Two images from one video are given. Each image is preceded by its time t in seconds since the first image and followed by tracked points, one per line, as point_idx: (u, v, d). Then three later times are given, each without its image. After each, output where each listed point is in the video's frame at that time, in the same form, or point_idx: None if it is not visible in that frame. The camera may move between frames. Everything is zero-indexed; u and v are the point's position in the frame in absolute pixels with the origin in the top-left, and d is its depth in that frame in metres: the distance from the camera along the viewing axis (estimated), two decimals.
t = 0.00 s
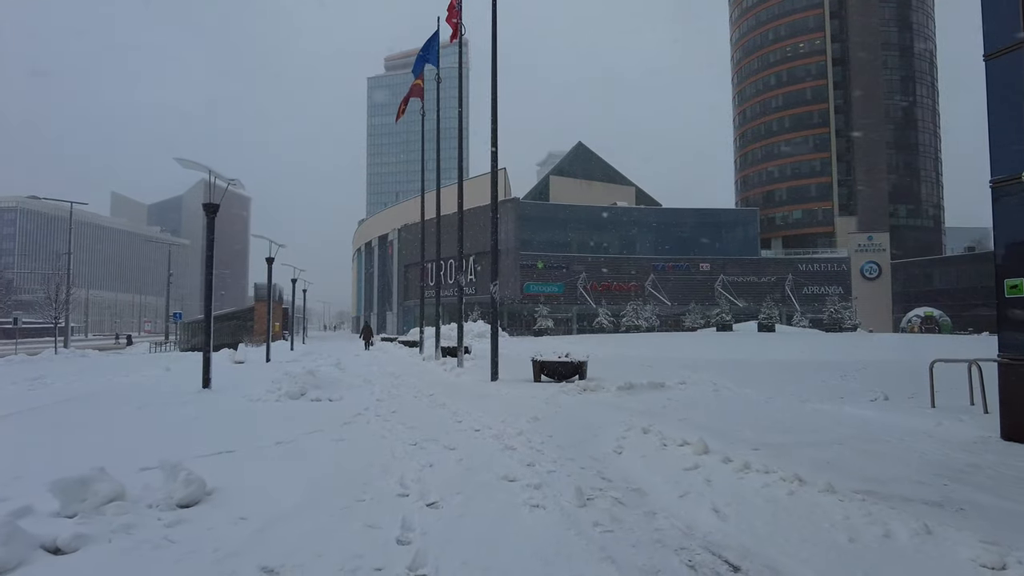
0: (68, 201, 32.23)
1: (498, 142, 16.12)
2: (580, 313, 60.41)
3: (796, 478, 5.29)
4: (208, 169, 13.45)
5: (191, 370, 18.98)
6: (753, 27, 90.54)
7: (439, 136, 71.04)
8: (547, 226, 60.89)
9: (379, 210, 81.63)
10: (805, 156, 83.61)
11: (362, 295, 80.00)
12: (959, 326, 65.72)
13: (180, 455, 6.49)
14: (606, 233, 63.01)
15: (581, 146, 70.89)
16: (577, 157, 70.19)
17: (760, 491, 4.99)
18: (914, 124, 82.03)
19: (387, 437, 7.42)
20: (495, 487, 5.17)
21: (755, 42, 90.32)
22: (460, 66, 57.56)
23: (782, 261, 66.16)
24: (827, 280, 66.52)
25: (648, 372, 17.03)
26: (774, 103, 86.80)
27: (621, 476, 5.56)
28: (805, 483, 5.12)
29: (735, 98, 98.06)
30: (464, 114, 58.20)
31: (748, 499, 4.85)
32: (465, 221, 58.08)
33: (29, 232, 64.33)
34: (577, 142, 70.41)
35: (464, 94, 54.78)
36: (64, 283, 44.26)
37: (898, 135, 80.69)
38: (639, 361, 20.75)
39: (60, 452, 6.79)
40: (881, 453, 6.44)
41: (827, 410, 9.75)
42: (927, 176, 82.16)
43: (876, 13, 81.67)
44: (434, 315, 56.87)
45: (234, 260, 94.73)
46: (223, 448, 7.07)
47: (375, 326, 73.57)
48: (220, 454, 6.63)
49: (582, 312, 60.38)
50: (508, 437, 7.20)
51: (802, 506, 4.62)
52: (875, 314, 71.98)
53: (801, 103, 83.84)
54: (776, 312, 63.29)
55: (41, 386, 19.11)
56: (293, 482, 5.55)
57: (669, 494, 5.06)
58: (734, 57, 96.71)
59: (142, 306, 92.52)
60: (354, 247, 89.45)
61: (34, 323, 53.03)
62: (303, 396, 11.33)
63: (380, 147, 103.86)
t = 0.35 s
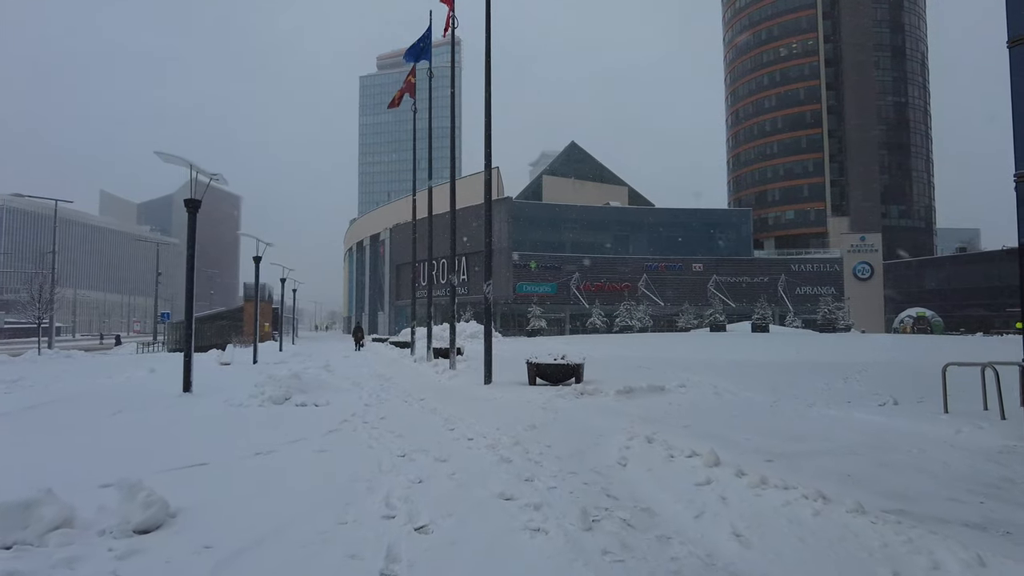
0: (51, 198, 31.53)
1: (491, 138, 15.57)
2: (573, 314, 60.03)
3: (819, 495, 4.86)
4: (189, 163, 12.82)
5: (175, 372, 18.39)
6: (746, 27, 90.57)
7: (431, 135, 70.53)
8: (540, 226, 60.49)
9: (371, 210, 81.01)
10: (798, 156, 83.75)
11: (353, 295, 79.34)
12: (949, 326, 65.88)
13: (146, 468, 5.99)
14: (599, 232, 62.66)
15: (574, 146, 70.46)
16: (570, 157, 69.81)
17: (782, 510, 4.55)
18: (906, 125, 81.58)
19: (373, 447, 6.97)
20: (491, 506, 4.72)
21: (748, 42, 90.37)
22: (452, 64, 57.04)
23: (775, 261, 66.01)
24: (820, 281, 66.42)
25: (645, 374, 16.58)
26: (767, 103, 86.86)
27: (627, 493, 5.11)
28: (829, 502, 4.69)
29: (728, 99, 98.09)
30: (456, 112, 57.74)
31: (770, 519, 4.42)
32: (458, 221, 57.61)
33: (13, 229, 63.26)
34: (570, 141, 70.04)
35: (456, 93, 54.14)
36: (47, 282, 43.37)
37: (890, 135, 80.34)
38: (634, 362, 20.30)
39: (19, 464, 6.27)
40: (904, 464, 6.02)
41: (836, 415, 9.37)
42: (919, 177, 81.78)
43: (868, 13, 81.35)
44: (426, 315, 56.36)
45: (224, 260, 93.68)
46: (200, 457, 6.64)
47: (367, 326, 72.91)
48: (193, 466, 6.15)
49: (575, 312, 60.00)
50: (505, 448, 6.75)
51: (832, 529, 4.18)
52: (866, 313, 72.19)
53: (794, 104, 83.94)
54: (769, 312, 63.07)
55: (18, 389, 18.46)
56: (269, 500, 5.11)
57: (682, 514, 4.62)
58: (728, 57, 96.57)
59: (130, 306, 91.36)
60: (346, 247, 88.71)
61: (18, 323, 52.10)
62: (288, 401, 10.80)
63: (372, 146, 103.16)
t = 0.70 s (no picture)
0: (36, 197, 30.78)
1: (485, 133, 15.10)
2: (567, 314, 59.66)
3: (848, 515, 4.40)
4: (170, 158, 12.24)
5: (159, 375, 17.78)
6: (740, 28, 90.44)
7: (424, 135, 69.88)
8: (534, 226, 60.03)
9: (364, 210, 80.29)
10: (792, 157, 83.62)
11: (345, 296, 78.67)
12: (944, 326, 65.89)
13: (107, 484, 5.49)
14: (593, 232, 62.26)
15: (568, 146, 70.06)
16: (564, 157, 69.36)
17: (813, 534, 4.08)
18: (901, 125, 81.43)
19: (358, 459, 6.50)
20: (484, 530, 4.25)
21: (742, 42, 90.25)
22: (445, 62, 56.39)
23: (770, 261, 65.77)
24: (814, 281, 66.25)
25: (644, 376, 16.14)
26: (761, 103, 86.71)
27: (636, 516, 4.62)
28: (862, 524, 4.22)
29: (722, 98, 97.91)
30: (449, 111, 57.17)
31: (799, 545, 3.95)
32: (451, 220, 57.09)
33: None
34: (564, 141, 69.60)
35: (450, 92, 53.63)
36: (33, 283, 42.53)
37: (884, 135, 80.21)
38: (630, 363, 19.88)
39: None
40: (930, 476, 5.57)
41: (846, 421, 8.95)
42: (913, 177, 81.68)
43: (863, 14, 81.26)
44: (419, 316, 55.82)
45: (216, 260, 92.68)
46: (170, 471, 6.15)
47: (359, 327, 72.21)
48: (160, 482, 5.65)
49: (570, 313, 59.65)
50: (500, 459, 6.29)
51: (869, 555, 3.72)
52: (861, 313, 72.06)
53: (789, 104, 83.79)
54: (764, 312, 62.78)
55: None
56: (240, 520, 4.63)
57: (702, 540, 4.14)
58: (722, 57, 96.36)
59: (121, 306, 90.26)
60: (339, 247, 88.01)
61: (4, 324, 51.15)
62: (271, 407, 10.29)
63: (365, 146, 102.42)
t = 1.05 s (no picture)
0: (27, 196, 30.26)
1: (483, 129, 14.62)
2: (566, 314, 59.21)
3: (890, 538, 3.97)
4: (155, 150, 11.63)
5: (148, 377, 17.27)
6: (738, 27, 90.10)
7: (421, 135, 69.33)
8: (532, 225, 59.57)
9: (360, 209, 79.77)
10: (791, 156, 83.13)
11: (342, 296, 78.14)
12: (943, 326, 65.62)
13: (77, 500, 5.06)
14: (591, 232, 61.81)
15: (566, 145, 69.61)
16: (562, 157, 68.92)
17: (854, 562, 3.65)
18: (900, 125, 81.15)
19: (349, 471, 6.08)
20: (488, 558, 3.80)
21: (740, 41, 89.87)
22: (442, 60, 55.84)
23: (768, 261, 65.38)
24: (813, 281, 65.89)
25: (647, 378, 15.70)
26: (760, 102, 86.31)
27: (654, 539, 4.18)
28: (909, 551, 3.78)
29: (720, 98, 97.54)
30: (447, 110, 56.61)
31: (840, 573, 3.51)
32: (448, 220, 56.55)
33: None
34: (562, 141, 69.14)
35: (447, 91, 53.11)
36: (24, 283, 41.88)
37: (883, 135, 79.96)
38: (631, 364, 19.44)
39: None
40: (969, 491, 5.13)
41: (863, 427, 8.53)
42: (911, 177, 81.46)
43: (861, 13, 80.94)
44: (416, 316, 55.37)
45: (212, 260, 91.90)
46: (148, 483, 5.72)
47: (356, 328, 71.67)
48: (136, 497, 5.22)
49: (568, 313, 59.19)
50: (502, 471, 5.88)
51: None
52: (860, 312, 71.76)
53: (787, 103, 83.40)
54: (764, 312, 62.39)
55: None
56: (220, 542, 4.21)
57: (729, 568, 3.71)
58: (720, 57, 96.01)
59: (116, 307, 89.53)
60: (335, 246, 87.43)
61: None
62: (261, 412, 9.83)
63: (363, 145, 101.86)
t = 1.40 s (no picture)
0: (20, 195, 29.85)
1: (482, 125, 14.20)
2: (565, 315, 58.89)
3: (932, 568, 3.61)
4: (141, 146, 11.08)
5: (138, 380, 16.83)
6: (737, 27, 89.85)
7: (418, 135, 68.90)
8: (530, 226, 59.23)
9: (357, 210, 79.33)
10: (791, 156, 82.75)
11: (339, 297, 77.68)
12: (943, 327, 65.41)
13: (36, 523, 4.68)
14: (590, 232, 61.48)
15: (564, 145, 69.30)
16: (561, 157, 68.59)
17: None
18: (899, 125, 80.95)
19: (339, 485, 5.74)
20: None
21: (739, 42, 89.60)
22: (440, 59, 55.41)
23: (767, 262, 65.09)
24: (812, 282, 65.62)
25: (649, 381, 15.36)
26: (759, 103, 85.99)
27: (671, 567, 3.82)
28: None
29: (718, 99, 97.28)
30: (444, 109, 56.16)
31: None
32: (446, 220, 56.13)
33: None
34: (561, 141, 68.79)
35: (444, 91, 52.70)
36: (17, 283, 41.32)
37: (882, 135, 79.78)
38: (633, 367, 19.10)
39: None
40: (1004, 508, 4.77)
41: (879, 434, 8.17)
42: (910, 177, 81.23)
43: (860, 13, 80.77)
44: (413, 317, 55.06)
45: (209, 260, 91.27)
46: (123, 497, 5.38)
47: (353, 329, 71.21)
48: (102, 519, 4.85)
49: (567, 314, 58.87)
50: (504, 486, 5.52)
51: None
52: (859, 313, 71.80)
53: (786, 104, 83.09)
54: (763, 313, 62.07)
55: None
56: (194, 566, 3.85)
57: None
58: (719, 57, 95.76)
59: (113, 307, 88.89)
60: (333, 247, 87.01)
61: None
62: (250, 419, 9.43)
63: (360, 145, 101.47)
